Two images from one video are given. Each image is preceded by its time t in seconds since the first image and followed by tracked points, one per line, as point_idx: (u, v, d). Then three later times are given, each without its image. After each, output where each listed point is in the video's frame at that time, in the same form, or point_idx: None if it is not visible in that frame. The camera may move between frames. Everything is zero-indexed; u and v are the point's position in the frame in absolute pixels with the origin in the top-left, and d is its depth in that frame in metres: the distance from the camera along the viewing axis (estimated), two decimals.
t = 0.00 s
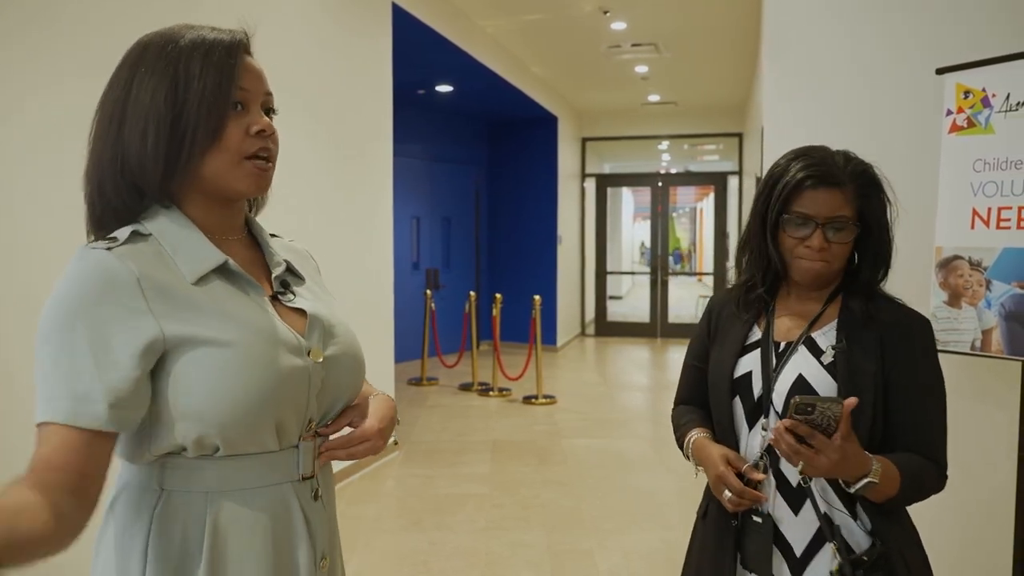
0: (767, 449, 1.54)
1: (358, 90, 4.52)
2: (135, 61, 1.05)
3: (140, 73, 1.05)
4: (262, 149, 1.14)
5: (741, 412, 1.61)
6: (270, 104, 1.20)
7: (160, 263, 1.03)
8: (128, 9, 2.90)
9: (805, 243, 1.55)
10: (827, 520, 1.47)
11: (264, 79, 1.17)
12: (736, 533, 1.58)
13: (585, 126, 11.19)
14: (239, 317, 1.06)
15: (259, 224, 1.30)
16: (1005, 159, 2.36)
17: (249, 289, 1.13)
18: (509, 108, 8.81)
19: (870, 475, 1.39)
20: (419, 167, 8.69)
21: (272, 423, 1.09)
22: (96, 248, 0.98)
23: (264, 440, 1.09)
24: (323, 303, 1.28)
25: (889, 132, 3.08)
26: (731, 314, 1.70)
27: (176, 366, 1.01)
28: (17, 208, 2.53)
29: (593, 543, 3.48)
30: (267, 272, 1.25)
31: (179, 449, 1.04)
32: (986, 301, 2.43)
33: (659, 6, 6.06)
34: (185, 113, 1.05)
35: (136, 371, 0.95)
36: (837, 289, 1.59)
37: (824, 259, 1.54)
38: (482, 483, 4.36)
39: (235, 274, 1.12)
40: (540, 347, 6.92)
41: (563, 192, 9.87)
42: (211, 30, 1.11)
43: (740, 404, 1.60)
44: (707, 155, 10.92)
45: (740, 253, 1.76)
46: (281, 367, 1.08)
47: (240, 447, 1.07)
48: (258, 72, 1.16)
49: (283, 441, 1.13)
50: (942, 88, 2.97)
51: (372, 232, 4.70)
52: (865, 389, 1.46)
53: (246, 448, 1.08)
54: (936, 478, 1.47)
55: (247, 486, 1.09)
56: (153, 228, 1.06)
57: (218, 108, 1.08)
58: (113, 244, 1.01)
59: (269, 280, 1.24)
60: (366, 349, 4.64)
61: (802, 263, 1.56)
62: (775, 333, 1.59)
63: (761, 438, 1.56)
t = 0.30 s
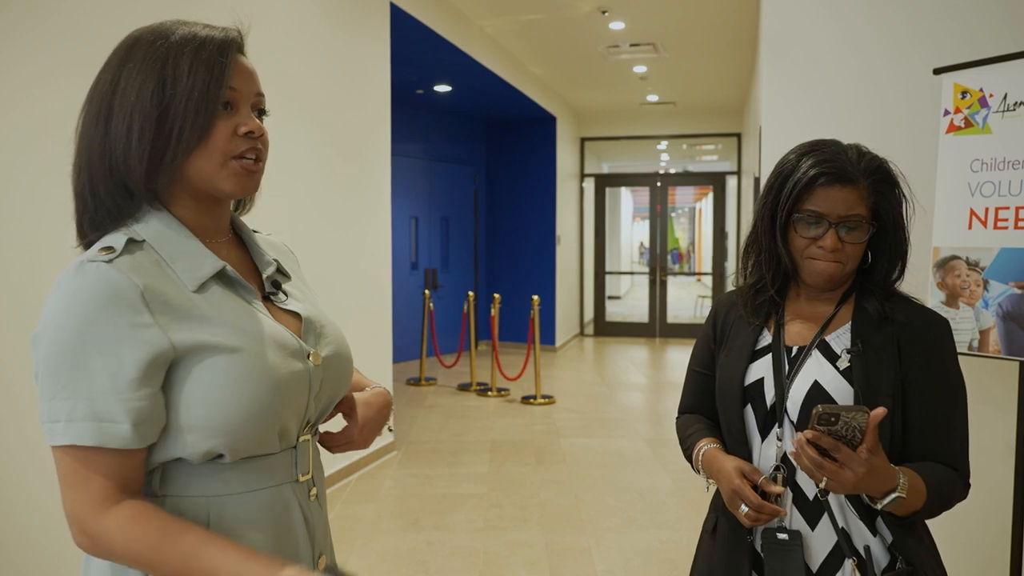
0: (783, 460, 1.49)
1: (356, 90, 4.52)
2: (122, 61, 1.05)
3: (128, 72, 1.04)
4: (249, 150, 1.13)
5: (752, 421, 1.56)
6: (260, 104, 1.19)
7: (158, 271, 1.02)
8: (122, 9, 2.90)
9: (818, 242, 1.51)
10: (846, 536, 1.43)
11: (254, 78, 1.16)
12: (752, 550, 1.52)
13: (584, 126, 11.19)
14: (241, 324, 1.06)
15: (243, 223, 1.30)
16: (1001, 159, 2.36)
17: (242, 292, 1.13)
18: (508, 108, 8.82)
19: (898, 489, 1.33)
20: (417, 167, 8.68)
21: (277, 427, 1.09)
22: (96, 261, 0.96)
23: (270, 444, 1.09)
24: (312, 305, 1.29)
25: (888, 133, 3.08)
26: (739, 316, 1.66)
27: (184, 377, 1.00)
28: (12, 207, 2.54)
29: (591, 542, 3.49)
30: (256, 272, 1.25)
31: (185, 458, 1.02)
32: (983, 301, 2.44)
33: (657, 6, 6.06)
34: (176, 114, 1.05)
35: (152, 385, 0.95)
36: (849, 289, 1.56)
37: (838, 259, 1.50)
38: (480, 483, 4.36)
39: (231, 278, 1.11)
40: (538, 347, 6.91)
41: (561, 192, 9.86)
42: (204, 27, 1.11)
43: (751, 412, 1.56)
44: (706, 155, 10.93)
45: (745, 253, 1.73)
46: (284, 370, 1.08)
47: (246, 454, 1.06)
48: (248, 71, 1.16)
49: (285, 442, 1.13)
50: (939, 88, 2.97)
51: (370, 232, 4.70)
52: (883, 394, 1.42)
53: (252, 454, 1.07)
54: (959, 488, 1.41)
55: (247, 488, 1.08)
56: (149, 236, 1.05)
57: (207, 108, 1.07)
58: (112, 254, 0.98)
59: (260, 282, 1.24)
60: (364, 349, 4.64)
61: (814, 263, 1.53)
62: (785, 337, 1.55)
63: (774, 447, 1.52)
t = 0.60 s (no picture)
0: (769, 466, 1.48)
1: (354, 90, 4.51)
2: (117, 62, 1.05)
3: (123, 73, 1.04)
4: (246, 150, 1.13)
5: (737, 426, 1.56)
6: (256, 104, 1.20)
7: (175, 271, 1.02)
8: (122, 9, 2.90)
9: (803, 241, 1.51)
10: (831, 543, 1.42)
11: (251, 78, 1.17)
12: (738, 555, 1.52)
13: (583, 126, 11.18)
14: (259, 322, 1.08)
15: (244, 230, 1.33)
16: (998, 159, 2.36)
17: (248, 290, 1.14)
18: (506, 108, 8.81)
19: (887, 505, 1.33)
20: (415, 167, 8.68)
21: (295, 423, 1.10)
22: (119, 259, 0.95)
23: (286, 439, 1.11)
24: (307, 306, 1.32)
25: (886, 134, 3.08)
26: (722, 317, 1.67)
27: (211, 374, 1.01)
28: (13, 207, 2.54)
29: (589, 542, 3.49)
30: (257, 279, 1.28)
31: (210, 458, 1.02)
32: (980, 301, 2.44)
33: (656, 6, 6.06)
34: (172, 115, 1.05)
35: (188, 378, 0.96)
36: (834, 291, 1.56)
37: (823, 259, 1.50)
38: (478, 483, 4.36)
39: (240, 278, 1.13)
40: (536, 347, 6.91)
41: (560, 192, 9.86)
42: (198, 26, 1.11)
43: (735, 416, 1.56)
44: (705, 155, 10.94)
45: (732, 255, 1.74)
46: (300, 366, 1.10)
47: (264, 450, 1.07)
48: (245, 70, 1.16)
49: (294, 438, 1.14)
50: (935, 89, 2.97)
51: (368, 233, 4.70)
52: (869, 401, 1.41)
53: (269, 450, 1.09)
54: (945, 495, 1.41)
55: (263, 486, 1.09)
56: (159, 236, 1.04)
57: (206, 106, 1.07)
58: (132, 253, 0.97)
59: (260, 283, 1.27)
60: (362, 349, 4.63)
61: (800, 263, 1.52)
62: (771, 340, 1.55)
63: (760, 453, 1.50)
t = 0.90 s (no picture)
0: (729, 466, 1.47)
1: (352, 90, 4.51)
2: (124, 65, 1.05)
3: (132, 74, 1.03)
4: (251, 149, 1.12)
5: (698, 425, 1.55)
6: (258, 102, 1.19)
7: (195, 268, 1.02)
8: (122, 9, 2.90)
9: (766, 240, 1.51)
10: (789, 543, 1.41)
11: (254, 76, 1.16)
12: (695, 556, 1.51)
13: (581, 126, 11.18)
14: (277, 316, 1.09)
15: (245, 231, 1.32)
16: (995, 159, 2.36)
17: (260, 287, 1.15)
18: (505, 109, 8.82)
19: (849, 510, 1.35)
20: (414, 167, 8.67)
21: (310, 415, 1.12)
22: (147, 254, 0.95)
23: (301, 430, 1.13)
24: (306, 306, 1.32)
25: (881, 135, 3.08)
26: (683, 319, 1.65)
27: (234, 368, 1.02)
28: (12, 207, 2.57)
29: (586, 542, 3.49)
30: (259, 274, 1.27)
31: (233, 449, 1.04)
32: (977, 301, 2.43)
33: (654, 6, 6.06)
34: (176, 116, 1.04)
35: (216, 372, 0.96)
36: (794, 293, 1.56)
37: (785, 259, 1.50)
38: (476, 483, 4.36)
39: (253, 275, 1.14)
40: (535, 347, 6.91)
41: (558, 192, 9.87)
42: (198, 26, 1.10)
43: (697, 415, 1.54)
44: (703, 155, 10.95)
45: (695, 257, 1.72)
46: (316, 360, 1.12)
47: (281, 442, 1.09)
48: (247, 68, 1.15)
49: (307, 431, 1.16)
50: (931, 89, 2.98)
51: (366, 233, 4.70)
52: (830, 404, 1.42)
53: (286, 442, 1.10)
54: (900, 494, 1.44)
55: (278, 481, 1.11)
56: (179, 234, 1.04)
57: (214, 106, 1.07)
58: (157, 250, 0.97)
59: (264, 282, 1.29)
60: (360, 350, 4.63)
61: (763, 263, 1.52)
62: (733, 341, 1.54)
63: (720, 453, 1.49)
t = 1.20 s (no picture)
0: (694, 468, 1.48)
1: (349, 90, 4.51)
2: (139, 76, 1.10)
3: (146, 85, 1.09)
4: (260, 152, 1.17)
5: (664, 427, 1.55)
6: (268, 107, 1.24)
7: (215, 266, 1.09)
8: (123, 9, 2.87)
9: (727, 239, 1.52)
10: (753, 544, 1.44)
11: (263, 82, 1.21)
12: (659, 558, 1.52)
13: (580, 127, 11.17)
14: (291, 312, 1.16)
15: (265, 234, 1.38)
16: (991, 159, 2.36)
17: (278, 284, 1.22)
18: (504, 108, 8.81)
19: (814, 511, 1.38)
20: (412, 167, 8.66)
21: (324, 406, 1.19)
22: (168, 254, 1.02)
23: (316, 421, 1.19)
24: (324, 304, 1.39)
25: (876, 135, 3.09)
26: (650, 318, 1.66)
27: (250, 360, 1.09)
28: (12, 207, 2.60)
29: (583, 542, 3.49)
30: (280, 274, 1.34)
31: (250, 439, 1.11)
32: (972, 302, 2.43)
33: (653, 6, 6.06)
34: (187, 124, 1.09)
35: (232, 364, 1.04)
36: (759, 294, 1.58)
37: (745, 259, 1.51)
38: (474, 483, 4.36)
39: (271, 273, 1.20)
40: (533, 347, 6.91)
41: (557, 192, 9.88)
42: (208, 37, 1.15)
43: (662, 417, 1.55)
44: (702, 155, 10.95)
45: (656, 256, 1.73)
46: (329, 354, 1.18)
47: (297, 432, 1.16)
48: (254, 75, 1.20)
49: (322, 422, 1.23)
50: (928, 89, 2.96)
51: (364, 233, 4.70)
52: (795, 406, 1.44)
53: (301, 432, 1.17)
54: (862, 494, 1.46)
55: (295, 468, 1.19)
56: (199, 234, 1.11)
57: (222, 113, 1.12)
58: (178, 250, 1.05)
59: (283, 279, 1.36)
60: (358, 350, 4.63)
61: (724, 263, 1.53)
62: (698, 343, 1.55)
63: (685, 454, 1.50)
